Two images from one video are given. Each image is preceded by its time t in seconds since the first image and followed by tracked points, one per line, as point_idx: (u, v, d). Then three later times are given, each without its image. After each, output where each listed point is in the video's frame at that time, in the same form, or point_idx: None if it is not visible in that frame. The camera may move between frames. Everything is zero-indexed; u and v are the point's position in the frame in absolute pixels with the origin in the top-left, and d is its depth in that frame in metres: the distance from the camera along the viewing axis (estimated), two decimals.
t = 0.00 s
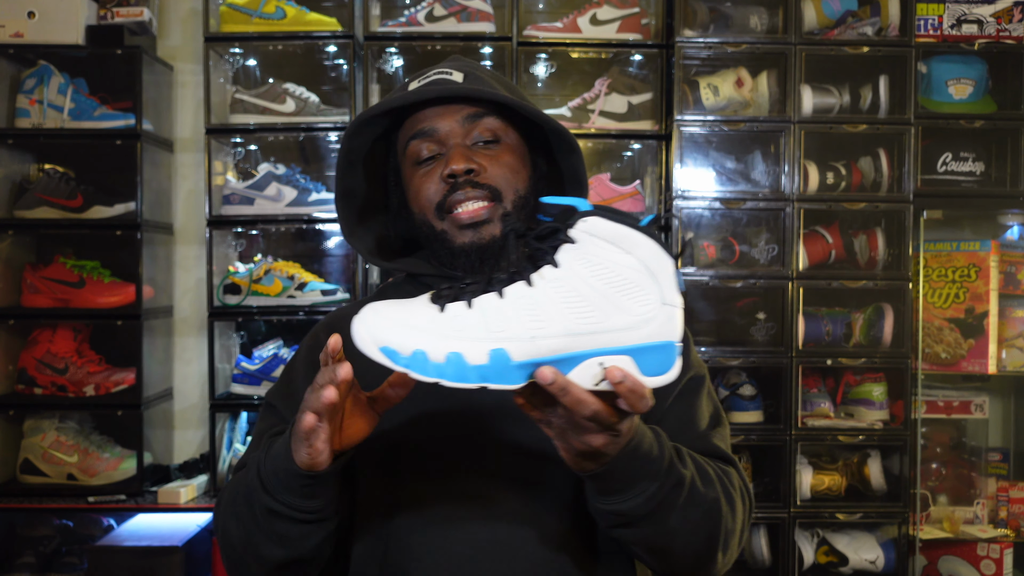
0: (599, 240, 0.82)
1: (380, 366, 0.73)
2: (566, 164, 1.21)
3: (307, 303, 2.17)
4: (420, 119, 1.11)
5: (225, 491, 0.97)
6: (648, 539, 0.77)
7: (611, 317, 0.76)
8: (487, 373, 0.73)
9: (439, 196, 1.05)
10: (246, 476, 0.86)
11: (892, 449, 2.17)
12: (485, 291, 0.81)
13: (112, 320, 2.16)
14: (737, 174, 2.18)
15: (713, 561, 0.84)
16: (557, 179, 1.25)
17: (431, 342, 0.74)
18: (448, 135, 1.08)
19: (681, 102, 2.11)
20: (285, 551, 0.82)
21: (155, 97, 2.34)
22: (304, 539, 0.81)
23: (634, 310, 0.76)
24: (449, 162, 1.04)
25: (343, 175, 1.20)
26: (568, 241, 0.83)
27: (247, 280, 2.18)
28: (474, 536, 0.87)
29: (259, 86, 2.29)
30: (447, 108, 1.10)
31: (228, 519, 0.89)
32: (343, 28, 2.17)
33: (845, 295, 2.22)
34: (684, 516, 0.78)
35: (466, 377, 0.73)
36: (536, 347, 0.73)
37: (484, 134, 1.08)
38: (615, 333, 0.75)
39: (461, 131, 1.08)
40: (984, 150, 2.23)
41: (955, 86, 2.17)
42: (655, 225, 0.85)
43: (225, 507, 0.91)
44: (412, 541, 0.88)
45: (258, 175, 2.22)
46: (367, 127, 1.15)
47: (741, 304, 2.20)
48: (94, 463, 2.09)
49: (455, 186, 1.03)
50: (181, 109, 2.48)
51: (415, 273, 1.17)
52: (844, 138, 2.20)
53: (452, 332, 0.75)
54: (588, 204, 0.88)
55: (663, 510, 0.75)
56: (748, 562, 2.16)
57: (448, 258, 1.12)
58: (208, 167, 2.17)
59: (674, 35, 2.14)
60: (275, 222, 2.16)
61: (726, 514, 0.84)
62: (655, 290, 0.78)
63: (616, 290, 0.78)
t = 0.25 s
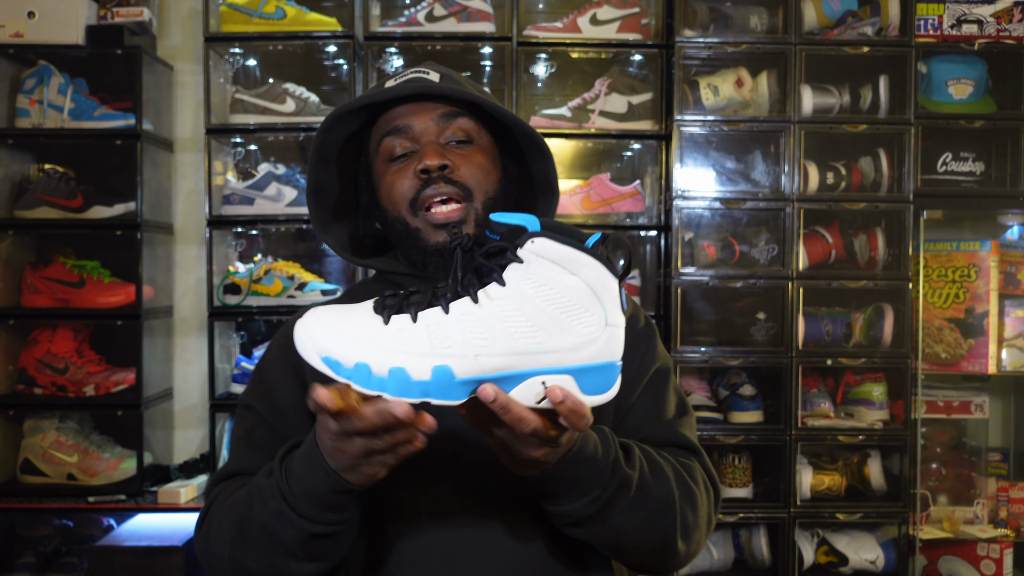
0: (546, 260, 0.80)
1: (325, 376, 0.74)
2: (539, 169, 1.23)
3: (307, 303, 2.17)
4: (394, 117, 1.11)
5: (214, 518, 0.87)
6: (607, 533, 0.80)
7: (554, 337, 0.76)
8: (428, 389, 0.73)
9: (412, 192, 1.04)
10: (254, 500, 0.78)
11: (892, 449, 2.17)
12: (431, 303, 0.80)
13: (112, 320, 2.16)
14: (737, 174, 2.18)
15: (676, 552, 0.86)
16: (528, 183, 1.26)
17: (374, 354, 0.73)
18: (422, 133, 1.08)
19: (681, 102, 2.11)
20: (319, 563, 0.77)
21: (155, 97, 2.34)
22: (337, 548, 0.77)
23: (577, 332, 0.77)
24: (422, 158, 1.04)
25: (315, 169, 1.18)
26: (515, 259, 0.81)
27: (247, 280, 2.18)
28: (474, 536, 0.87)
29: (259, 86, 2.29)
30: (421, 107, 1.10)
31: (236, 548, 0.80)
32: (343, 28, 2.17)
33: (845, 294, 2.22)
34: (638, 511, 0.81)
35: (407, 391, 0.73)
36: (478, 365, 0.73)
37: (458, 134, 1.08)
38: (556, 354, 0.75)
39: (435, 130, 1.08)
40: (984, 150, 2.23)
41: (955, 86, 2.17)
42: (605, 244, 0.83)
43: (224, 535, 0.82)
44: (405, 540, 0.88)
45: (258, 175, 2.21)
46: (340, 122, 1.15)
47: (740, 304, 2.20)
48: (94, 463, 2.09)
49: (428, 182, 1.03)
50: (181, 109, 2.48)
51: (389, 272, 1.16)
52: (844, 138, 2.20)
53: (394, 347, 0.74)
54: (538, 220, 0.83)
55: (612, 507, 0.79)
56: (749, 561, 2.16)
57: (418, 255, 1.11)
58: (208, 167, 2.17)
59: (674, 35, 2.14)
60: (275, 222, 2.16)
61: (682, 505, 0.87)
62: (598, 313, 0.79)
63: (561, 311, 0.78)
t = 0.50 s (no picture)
0: (481, 266, 0.84)
1: (279, 414, 0.74)
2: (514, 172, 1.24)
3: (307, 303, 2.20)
4: (373, 108, 1.10)
5: (199, 534, 0.84)
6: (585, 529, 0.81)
7: (500, 339, 0.79)
8: (386, 408, 0.74)
9: (390, 183, 1.03)
10: (253, 523, 0.77)
11: (892, 449, 2.17)
12: (376, 325, 0.82)
13: (112, 320, 2.16)
14: (737, 174, 2.18)
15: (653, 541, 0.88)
16: (503, 186, 1.27)
17: (328, 384, 0.75)
18: (402, 125, 1.07)
19: (681, 102, 2.11)
20: None
21: (155, 96, 2.34)
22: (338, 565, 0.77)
23: (522, 330, 0.80)
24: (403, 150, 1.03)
25: (290, 158, 1.19)
26: (451, 270, 0.85)
27: (247, 280, 2.18)
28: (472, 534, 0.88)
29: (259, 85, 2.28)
30: (402, 101, 1.10)
31: (233, 562, 0.79)
32: (343, 28, 2.17)
33: (845, 295, 2.22)
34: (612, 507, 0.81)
35: (365, 415, 0.74)
36: (431, 377, 0.76)
37: (439, 130, 1.08)
38: (504, 355, 0.77)
39: (416, 125, 1.07)
40: (984, 150, 2.23)
41: (955, 86, 2.16)
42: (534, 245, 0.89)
43: (216, 555, 0.81)
44: (396, 543, 0.86)
45: (258, 175, 2.21)
46: (319, 110, 1.15)
47: (740, 304, 2.20)
48: (94, 463, 2.10)
49: (407, 174, 1.02)
50: (181, 109, 2.48)
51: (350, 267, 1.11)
52: (844, 138, 2.20)
53: (345, 373, 0.76)
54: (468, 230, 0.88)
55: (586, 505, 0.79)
56: (749, 562, 2.16)
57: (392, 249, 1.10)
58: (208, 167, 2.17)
59: (674, 35, 2.14)
60: (275, 222, 2.17)
61: (655, 497, 0.87)
62: (540, 309, 0.82)
63: (504, 313, 0.81)
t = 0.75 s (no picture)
0: (425, 267, 0.81)
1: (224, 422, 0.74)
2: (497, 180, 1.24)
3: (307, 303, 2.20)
4: (363, 103, 1.08)
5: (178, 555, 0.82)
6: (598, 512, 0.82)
7: (447, 341, 0.76)
8: (332, 414, 0.73)
9: (380, 182, 1.01)
10: (226, 542, 0.75)
11: (892, 449, 2.17)
12: (321, 330, 0.79)
13: (112, 320, 2.16)
14: (737, 174, 2.18)
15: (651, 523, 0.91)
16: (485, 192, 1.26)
17: (271, 391, 0.73)
18: (393, 123, 1.05)
19: (681, 102, 2.11)
20: None
21: (155, 96, 2.34)
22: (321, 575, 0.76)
23: (468, 333, 0.77)
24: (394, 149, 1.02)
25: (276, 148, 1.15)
26: (395, 272, 0.82)
27: (247, 280, 2.19)
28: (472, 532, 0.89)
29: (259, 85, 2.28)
30: (394, 99, 1.08)
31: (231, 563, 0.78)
32: (343, 28, 2.17)
33: (845, 295, 2.22)
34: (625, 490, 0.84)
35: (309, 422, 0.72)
36: (376, 382, 0.73)
37: (429, 132, 1.07)
38: (450, 358, 0.75)
39: (407, 124, 1.06)
40: (984, 150, 2.23)
41: (955, 86, 2.17)
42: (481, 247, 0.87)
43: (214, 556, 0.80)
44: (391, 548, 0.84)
45: (258, 175, 2.21)
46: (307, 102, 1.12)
47: (740, 304, 2.20)
48: (94, 463, 2.10)
49: (399, 173, 1.00)
50: (181, 109, 2.48)
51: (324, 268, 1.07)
52: (844, 138, 2.20)
53: (289, 379, 0.74)
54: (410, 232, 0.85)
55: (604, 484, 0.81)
56: (749, 561, 2.17)
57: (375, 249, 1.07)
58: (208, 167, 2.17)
59: (674, 35, 2.14)
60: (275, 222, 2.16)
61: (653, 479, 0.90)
62: (486, 310, 0.79)
63: (450, 313, 0.78)
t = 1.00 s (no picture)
0: (371, 279, 0.73)
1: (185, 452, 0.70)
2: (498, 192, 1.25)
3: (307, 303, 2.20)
4: (370, 103, 1.05)
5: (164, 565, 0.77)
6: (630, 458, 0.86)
7: (404, 353, 0.72)
8: (291, 440, 0.68)
9: (385, 188, 0.99)
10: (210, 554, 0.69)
11: (891, 449, 2.17)
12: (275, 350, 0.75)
13: (112, 320, 2.16)
14: (737, 174, 2.18)
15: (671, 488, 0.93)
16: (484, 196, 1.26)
17: (227, 420, 0.69)
18: (400, 127, 1.03)
19: (681, 102, 2.11)
20: None
21: (155, 96, 2.34)
22: None
23: (426, 342, 0.72)
24: (401, 155, 1.00)
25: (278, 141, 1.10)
26: (340, 287, 0.74)
27: (247, 280, 2.19)
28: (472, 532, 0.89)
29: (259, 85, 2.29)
30: (401, 102, 1.05)
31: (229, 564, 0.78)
32: (343, 28, 2.17)
33: (845, 295, 2.22)
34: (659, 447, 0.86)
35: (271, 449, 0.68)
36: (334, 403, 0.69)
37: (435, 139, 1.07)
38: (409, 370, 0.71)
39: (414, 129, 1.04)
40: (984, 150, 2.23)
41: (955, 86, 2.17)
42: (435, 245, 0.77)
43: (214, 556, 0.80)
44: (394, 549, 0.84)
45: (258, 175, 2.22)
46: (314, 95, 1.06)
47: (740, 304, 2.21)
48: (94, 463, 2.10)
49: (405, 181, 0.99)
50: (181, 109, 2.48)
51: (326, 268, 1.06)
52: (844, 138, 2.20)
53: (244, 406, 0.70)
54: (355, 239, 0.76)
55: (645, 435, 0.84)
56: (749, 561, 2.17)
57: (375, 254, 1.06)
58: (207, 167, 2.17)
59: (674, 35, 2.14)
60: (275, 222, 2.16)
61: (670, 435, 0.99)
62: (444, 316, 0.73)
63: (403, 325, 0.72)
